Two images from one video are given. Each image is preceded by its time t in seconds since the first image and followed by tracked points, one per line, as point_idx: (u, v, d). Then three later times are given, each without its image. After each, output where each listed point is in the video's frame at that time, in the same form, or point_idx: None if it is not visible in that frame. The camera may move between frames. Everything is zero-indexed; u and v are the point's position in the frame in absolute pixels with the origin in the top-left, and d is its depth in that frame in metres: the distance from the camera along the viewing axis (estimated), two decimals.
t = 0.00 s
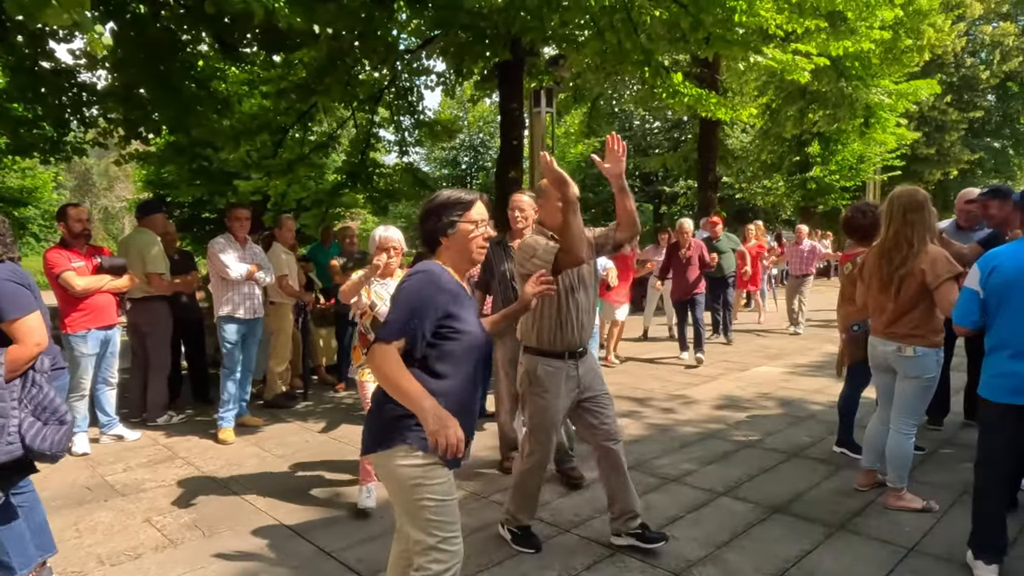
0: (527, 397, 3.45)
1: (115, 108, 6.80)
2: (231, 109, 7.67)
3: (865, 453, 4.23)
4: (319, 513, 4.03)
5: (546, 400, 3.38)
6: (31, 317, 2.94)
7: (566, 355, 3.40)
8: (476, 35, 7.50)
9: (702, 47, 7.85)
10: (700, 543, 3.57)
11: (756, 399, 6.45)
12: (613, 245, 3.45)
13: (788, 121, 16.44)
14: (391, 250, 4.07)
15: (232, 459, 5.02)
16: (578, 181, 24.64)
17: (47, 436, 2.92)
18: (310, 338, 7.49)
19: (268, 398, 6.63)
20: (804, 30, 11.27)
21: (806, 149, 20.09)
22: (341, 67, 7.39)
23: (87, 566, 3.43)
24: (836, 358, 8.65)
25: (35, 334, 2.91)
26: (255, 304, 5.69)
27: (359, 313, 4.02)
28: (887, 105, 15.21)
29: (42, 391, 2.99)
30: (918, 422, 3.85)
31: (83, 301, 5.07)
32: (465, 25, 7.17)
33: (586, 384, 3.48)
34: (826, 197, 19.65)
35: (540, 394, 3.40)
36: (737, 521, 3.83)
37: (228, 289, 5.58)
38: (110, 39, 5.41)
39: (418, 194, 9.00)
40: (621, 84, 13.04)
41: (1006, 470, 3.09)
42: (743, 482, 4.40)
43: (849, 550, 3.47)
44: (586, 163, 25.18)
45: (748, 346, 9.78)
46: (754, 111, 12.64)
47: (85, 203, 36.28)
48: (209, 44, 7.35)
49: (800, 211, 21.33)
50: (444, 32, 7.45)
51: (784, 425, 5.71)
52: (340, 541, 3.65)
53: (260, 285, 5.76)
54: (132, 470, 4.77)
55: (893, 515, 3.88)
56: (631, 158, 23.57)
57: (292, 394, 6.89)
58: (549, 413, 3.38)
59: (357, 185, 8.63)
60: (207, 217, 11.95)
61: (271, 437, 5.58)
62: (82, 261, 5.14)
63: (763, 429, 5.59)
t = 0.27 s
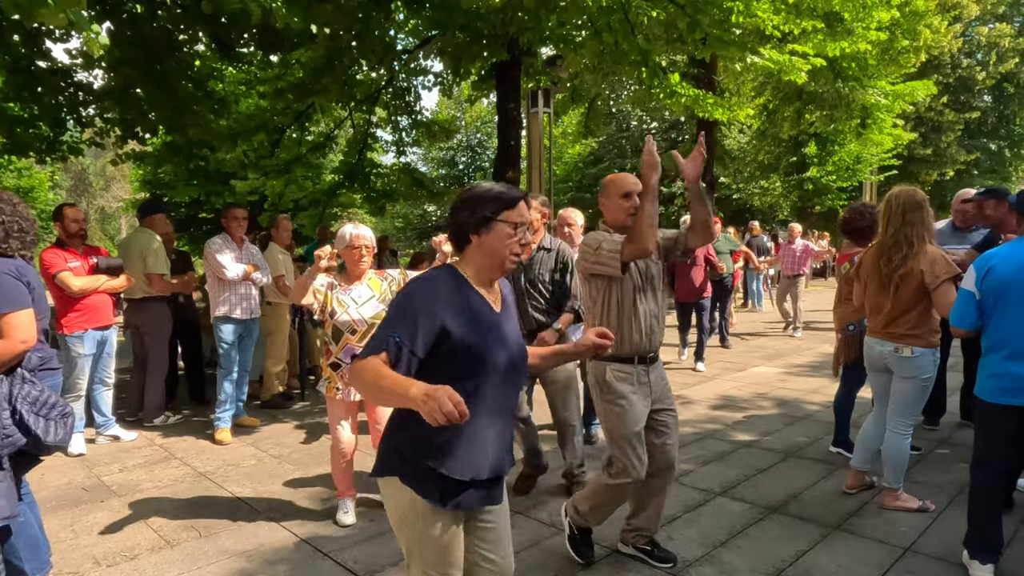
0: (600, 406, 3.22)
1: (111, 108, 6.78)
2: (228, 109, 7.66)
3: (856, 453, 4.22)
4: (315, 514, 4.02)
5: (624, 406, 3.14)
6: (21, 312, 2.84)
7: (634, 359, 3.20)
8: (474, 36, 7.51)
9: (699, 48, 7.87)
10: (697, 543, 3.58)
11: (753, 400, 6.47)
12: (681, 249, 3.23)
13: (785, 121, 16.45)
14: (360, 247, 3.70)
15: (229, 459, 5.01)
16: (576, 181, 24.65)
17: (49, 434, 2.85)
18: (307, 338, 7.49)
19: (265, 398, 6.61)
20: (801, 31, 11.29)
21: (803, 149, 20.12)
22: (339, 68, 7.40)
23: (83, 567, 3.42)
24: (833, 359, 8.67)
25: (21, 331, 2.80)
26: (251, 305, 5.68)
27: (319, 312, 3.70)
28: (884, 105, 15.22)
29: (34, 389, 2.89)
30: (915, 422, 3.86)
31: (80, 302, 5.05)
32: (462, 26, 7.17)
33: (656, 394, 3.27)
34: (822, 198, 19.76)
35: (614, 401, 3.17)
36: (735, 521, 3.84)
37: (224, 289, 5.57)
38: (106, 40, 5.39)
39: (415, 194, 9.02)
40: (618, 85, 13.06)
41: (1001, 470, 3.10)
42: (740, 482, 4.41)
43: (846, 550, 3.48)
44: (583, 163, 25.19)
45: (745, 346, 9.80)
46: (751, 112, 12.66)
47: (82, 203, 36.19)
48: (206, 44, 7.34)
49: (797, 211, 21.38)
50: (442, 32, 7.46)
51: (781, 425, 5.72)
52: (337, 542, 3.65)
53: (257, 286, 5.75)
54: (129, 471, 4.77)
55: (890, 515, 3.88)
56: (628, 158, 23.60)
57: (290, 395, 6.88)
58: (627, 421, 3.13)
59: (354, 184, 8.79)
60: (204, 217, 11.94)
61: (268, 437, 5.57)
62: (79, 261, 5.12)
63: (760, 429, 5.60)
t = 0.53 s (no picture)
0: (668, 421, 3.04)
1: (109, 107, 6.77)
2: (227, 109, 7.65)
3: (849, 452, 4.19)
4: (313, 514, 4.02)
5: (694, 421, 2.98)
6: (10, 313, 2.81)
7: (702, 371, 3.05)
8: (472, 36, 7.51)
9: (697, 48, 7.88)
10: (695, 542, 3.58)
11: (751, 399, 6.48)
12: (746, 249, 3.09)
13: (783, 122, 16.47)
14: (350, 245, 3.40)
15: (227, 459, 5.01)
16: (574, 181, 24.65)
17: (12, 440, 2.69)
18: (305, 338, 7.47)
19: (263, 398, 6.60)
20: (799, 31, 11.30)
21: (801, 150, 20.16)
22: (337, 68, 7.41)
23: (80, 567, 3.41)
24: (830, 358, 8.68)
25: (8, 330, 2.77)
26: (250, 305, 5.68)
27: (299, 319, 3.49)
28: (881, 107, 15.12)
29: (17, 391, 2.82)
30: (912, 422, 3.86)
31: (77, 302, 5.04)
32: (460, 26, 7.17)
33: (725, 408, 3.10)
34: (820, 198, 19.80)
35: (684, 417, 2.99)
36: (732, 521, 3.84)
37: (222, 289, 5.56)
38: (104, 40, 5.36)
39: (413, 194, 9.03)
40: (616, 85, 13.05)
41: (999, 470, 3.11)
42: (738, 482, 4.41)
43: (844, 550, 3.49)
44: (582, 163, 25.19)
45: (743, 346, 9.81)
46: (749, 112, 12.68)
47: (79, 202, 36.09)
48: (204, 43, 7.33)
49: (794, 211, 21.41)
50: (440, 32, 7.47)
51: (779, 425, 5.73)
52: (335, 542, 3.64)
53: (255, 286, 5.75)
54: (127, 471, 4.75)
55: (888, 514, 3.89)
56: (626, 158, 23.62)
57: (287, 395, 6.87)
58: (696, 438, 2.97)
59: (353, 184, 8.85)
60: (202, 217, 11.93)
61: (266, 438, 5.57)
62: (77, 261, 5.11)
63: (758, 429, 5.61)
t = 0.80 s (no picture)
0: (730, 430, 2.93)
1: (107, 107, 6.75)
2: (225, 108, 7.63)
3: (847, 453, 4.19)
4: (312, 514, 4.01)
5: (761, 432, 2.84)
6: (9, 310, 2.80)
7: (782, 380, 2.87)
8: (470, 35, 7.53)
9: (696, 48, 7.89)
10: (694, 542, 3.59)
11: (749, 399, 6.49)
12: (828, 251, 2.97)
13: (781, 121, 16.48)
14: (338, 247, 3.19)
15: (225, 459, 5.00)
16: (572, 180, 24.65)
17: None
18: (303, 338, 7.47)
19: (261, 398, 6.60)
20: (798, 31, 11.31)
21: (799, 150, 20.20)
22: (336, 68, 7.44)
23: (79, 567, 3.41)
24: (828, 358, 8.70)
25: (8, 328, 2.78)
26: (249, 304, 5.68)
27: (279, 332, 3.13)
28: (880, 107, 15.15)
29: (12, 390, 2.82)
30: (909, 420, 3.86)
31: (76, 301, 5.03)
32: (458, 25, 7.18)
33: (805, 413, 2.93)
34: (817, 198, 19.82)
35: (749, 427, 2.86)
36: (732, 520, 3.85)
37: (221, 289, 5.56)
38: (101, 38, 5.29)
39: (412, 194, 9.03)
40: (614, 85, 13.06)
41: (998, 470, 3.12)
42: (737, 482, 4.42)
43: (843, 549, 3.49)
44: (580, 162, 25.20)
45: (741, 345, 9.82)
46: (747, 112, 12.70)
47: (76, 202, 36.00)
48: (202, 42, 7.33)
49: (792, 211, 21.44)
50: (439, 31, 7.47)
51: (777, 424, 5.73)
52: (335, 541, 3.64)
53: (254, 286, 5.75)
54: (125, 471, 4.75)
55: (886, 514, 3.90)
56: (624, 158, 23.63)
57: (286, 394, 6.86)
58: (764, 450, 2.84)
59: (351, 183, 8.88)
60: (200, 216, 11.91)
61: (265, 437, 5.57)
62: (75, 260, 5.09)
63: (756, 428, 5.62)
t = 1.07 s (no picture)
0: (798, 449, 2.84)
1: (105, 106, 6.74)
2: (223, 107, 7.62)
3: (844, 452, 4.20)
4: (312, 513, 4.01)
5: (830, 452, 2.73)
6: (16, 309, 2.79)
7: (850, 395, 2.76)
8: (469, 34, 7.53)
9: (695, 48, 7.89)
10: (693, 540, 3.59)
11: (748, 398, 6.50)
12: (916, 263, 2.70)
13: (780, 121, 16.48)
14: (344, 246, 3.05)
15: (224, 458, 4.99)
16: (571, 180, 24.64)
17: (23, 440, 2.71)
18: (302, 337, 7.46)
19: (261, 397, 6.59)
20: (796, 30, 11.31)
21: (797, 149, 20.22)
22: (334, 67, 7.45)
23: (79, 566, 3.40)
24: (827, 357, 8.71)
25: (15, 328, 2.75)
26: (248, 303, 5.68)
27: (296, 337, 2.93)
28: (877, 106, 15.23)
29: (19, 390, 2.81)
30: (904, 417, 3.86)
31: (75, 301, 5.02)
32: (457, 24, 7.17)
33: (878, 435, 2.81)
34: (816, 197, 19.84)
35: (817, 446, 2.77)
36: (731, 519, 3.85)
37: (220, 289, 5.55)
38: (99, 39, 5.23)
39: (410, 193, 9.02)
40: (613, 84, 13.07)
41: (997, 469, 3.12)
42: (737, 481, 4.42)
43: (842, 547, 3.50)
44: (578, 162, 25.20)
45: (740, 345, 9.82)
46: (746, 112, 12.71)
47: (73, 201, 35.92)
48: (200, 41, 7.32)
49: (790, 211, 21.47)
50: (437, 31, 7.47)
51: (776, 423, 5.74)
52: (335, 540, 3.64)
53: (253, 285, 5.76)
54: (124, 470, 4.74)
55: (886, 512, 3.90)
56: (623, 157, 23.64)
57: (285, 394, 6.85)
58: (836, 471, 2.71)
59: (350, 183, 8.99)
60: (198, 216, 11.89)
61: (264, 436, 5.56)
62: (74, 260, 5.08)
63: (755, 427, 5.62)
